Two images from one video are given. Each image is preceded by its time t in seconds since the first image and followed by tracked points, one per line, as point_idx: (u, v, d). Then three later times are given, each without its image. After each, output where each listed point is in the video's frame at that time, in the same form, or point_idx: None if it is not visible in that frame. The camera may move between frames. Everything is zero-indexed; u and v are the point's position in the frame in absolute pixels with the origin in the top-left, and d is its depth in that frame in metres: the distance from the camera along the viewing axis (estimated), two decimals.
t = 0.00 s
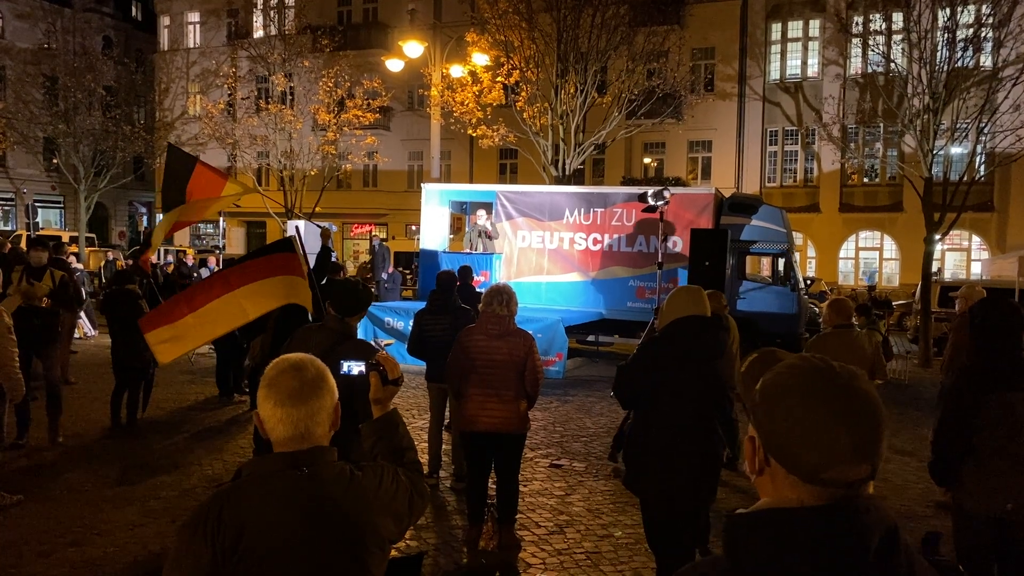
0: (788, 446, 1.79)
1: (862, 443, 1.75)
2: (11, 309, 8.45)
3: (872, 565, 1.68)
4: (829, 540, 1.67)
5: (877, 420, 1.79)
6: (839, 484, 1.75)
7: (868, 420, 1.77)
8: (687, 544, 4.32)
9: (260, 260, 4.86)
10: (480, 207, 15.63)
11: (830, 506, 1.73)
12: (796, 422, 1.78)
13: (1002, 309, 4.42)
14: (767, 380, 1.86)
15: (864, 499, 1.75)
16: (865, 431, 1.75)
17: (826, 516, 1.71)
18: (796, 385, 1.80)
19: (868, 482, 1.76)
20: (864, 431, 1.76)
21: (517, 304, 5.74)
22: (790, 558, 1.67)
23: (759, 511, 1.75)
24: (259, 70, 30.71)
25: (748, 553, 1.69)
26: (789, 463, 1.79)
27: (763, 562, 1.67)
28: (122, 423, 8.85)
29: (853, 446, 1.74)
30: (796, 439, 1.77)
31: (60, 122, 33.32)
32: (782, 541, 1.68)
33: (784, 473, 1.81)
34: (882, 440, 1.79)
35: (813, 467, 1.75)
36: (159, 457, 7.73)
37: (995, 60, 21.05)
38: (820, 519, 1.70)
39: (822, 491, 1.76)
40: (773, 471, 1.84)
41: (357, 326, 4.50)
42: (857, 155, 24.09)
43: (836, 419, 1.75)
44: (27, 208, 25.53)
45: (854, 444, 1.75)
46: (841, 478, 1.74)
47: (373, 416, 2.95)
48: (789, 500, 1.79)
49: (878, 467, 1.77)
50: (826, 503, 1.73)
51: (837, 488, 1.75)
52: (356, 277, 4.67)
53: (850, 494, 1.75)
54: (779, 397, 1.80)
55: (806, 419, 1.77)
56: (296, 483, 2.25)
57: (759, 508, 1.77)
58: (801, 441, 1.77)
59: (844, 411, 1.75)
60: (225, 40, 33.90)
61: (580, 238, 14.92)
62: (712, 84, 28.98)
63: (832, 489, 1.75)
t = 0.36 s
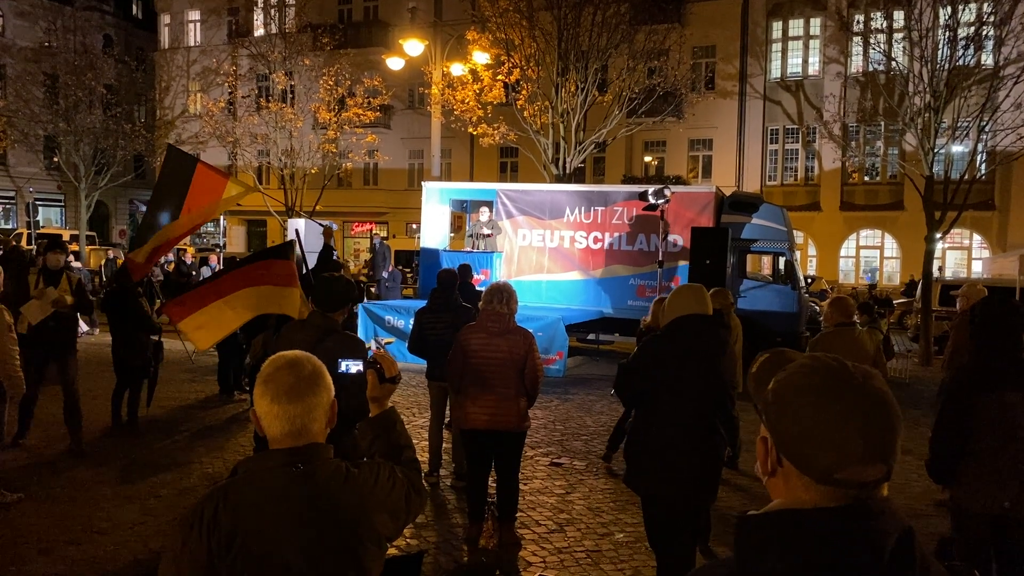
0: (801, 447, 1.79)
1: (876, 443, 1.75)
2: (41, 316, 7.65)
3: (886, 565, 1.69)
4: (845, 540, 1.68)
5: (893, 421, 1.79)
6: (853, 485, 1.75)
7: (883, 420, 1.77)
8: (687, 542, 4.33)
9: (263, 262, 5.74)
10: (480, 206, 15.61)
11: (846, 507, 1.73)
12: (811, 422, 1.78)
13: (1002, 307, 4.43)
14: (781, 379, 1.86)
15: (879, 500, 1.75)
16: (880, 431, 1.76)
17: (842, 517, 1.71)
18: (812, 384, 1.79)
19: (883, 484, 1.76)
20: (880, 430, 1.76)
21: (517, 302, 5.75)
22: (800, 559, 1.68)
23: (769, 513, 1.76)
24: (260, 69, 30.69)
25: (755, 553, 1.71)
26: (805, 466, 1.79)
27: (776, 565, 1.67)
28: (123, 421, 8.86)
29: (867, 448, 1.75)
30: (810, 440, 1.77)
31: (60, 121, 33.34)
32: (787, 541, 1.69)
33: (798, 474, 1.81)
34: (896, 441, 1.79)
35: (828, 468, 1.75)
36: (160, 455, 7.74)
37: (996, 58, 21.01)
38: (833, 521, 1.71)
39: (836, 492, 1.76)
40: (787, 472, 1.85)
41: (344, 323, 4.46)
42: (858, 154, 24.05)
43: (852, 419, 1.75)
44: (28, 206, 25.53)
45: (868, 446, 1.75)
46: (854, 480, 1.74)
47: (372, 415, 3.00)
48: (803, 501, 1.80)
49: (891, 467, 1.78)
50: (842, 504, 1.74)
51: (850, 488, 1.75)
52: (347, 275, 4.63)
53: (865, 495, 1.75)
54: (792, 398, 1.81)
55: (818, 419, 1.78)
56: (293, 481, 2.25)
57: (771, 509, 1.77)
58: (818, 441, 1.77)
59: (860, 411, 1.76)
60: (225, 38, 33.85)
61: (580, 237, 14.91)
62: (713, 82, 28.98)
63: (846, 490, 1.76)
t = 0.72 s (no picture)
0: (809, 448, 1.79)
1: (884, 447, 1.75)
2: (71, 316, 7.30)
3: (892, 567, 1.70)
4: (849, 540, 1.71)
5: (902, 424, 1.79)
6: (862, 488, 1.75)
7: (893, 423, 1.77)
8: (686, 542, 4.35)
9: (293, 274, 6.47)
10: (480, 205, 15.60)
11: (855, 511, 1.74)
12: (823, 426, 1.77)
13: (1001, 306, 4.44)
14: (789, 379, 1.87)
15: (888, 504, 1.76)
16: (892, 435, 1.76)
17: (848, 522, 1.72)
18: (820, 385, 1.80)
19: (892, 487, 1.76)
20: (891, 434, 1.76)
21: (517, 300, 5.74)
22: (800, 557, 1.70)
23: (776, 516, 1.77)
24: (260, 67, 30.65)
25: (761, 553, 1.73)
26: (812, 467, 1.79)
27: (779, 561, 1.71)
28: (123, 420, 8.86)
29: (878, 454, 1.75)
30: (820, 444, 1.78)
31: (60, 119, 33.32)
32: (795, 544, 1.71)
33: (805, 477, 1.82)
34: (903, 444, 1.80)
35: (835, 471, 1.76)
36: (160, 454, 7.75)
37: (996, 56, 21.00)
38: (838, 522, 1.72)
39: (847, 495, 1.77)
40: (793, 473, 1.86)
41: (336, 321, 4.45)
42: (858, 152, 24.05)
43: (863, 423, 1.76)
44: (28, 205, 25.52)
45: (878, 451, 1.75)
46: (864, 483, 1.74)
47: (367, 413, 3.06)
48: (809, 503, 1.81)
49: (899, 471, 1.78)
50: (851, 509, 1.75)
51: (860, 491, 1.76)
52: (341, 273, 4.61)
53: (874, 498, 1.76)
54: (800, 401, 1.81)
55: (826, 423, 1.78)
56: (289, 479, 2.26)
57: (778, 512, 1.78)
58: (827, 443, 1.77)
59: (870, 414, 1.76)
60: (225, 36, 33.80)
61: (580, 235, 14.92)
62: (713, 81, 28.99)
63: (856, 493, 1.76)
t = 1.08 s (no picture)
0: (810, 446, 1.79)
1: (884, 443, 1.75)
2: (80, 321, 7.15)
3: (895, 566, 1.70)
4: (851, 535, 1.70)
5: (902, 421, 1.79)
6: (864, 485, 1.75)
7: (892, 418, 1.78)
8: (685, 541, 4.35)
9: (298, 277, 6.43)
10: (480, 204, 15.58)
11: (857, 508, 1.74)
12: (822, 423, 1.77)
13: (1002, 305, 4.44)
14: (789, 378, 1.87)
15: (890, 501, 1.76)
16: (891, 433, 1.76)
17: (848, 520, 1.72)
18: (820, 383, 1.80)
19: (892, 484, 1.76)
20: (891, 431, 1.76)
21: (517, 299, 5.75)
22: (800, 555, 1.70)
23: (778, 513, 1.77)
24: (260, 66, 30.61)
25: (761, 549, 1.72)
26: (813, 465, 1.79)
27: (778, 559, 1.70)
28: (122, 418, 8.85)
29: (877, 453, 1.75)
30: (818, 443, 1.78)
31: (59, 119, 33.29)
32: (797, 542, 1.70)
33: (805, 475, 1.82)
34: (905, 441, 1.79)
35: (836, 469, 1.75)
36: (159, 453, 7.75)
37: (996, 56, 20.98)
38: (838, 519, 1.72)
39: (848, 493, 1.77)
40: (795, 471, 1.85)
41: (339, 318, 4.44)
42: (858, 152, 24.06)
43: (863, 419, 1.76)
44: (28, 204, 25.50)
45: (877, 448, 1.75)
46: (865, 480, 1.74)
47: (365, 411, 3.06)
48: (810, 501, 1.80)
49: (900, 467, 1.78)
50: (852, 505, 1.75)
51: (861, 489, 1.75)
52: (348, 272, 4.60)
53: (875, 496, 1.76)
54: (797, 398, 1.82)
55: (825, 420, 1.78)
56: (290, 475, 2.26)
57: (779, 509, 1.78)
58: (827, 441, 1.77)
59: (870, 412, 1.76)
60: (225, 35, 33.73)
61: (580, 234, 14.91)
62: (712, 80, 29.01)
63: (858, 490, 1.76)
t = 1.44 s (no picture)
0: (817, 444, 1.80)
1: (891, 441, 1.75)
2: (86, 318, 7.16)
3: (901, 564, 1.70)
4: (855, 534, 1.69)
5: (908, 420, 1.79)
6: (870, 484, 1.75)
7: (899, 418, 1.78)
8: (689, 540, 4.35)
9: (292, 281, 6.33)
10: (483, 203, 15.59)
11: (863, 506, 1.74)
12: (827, 422, 1.78)
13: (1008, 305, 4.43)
14: (795, 379, 1.87)
15: (896, 501, 1.75)
16: (898, 431, 1.76)
17: (854, 520, 1.71)
18: (825, 382, 1.81)
19: (899, 483, 1.76)
20: (897, 429, 1.76)
21: (521, 298, 5.75)
22: (802, 552, 1.70)
23: (784, 510, 1.77)
24: (263, 65, 30.66)
25: (768, 547, 1.73)
26: (819, 463, 1.79)
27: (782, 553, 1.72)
28: (126, 417, 8.86)
29: (884, 452, 1.75)
30: (824, 442, 1.78)
31: (63, 118, 33.34)
32: (801, 541, 1.71)
33: (812, 473, 1.82)
34: (910, 441, 1.80)
35: (843, 469, 1.75)
36: (163, 451, 7.77)
37: (1000, 55, 20.93)
38: (842, 518, 1.72)
39: (854, 491, 1.76)
40: (801, 471, 1.85)
41: (348, 318, 4.47)
42: (861, 151, 24.03)
43: (870, 418, 1.76)
44: (32, 204, 25.57)
45: (883, 446, 1.75)
46: (871, 479, 1.75)
47: (370, 409, 3.07)
48: (817, 499, 1.81)
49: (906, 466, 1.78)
50: (858, 504, 1.74)
51: (867, 488, 1.76)
52: (355, 272, 4.63)
53: (881, 495, 1.76)
54: (804, 397, 1.82)
55: (831, 418, 1.78)
56: (294, 474, 2.27)
57: (784, 508, 1.79)
58: (834, 439, 1.77)
59: (877, 411, 1.76)
60: (228, 35, 33.78)
61: (583, 234, 14.90)
62: (716, 79, 28.96)
63: (865, 489, 1.76)
